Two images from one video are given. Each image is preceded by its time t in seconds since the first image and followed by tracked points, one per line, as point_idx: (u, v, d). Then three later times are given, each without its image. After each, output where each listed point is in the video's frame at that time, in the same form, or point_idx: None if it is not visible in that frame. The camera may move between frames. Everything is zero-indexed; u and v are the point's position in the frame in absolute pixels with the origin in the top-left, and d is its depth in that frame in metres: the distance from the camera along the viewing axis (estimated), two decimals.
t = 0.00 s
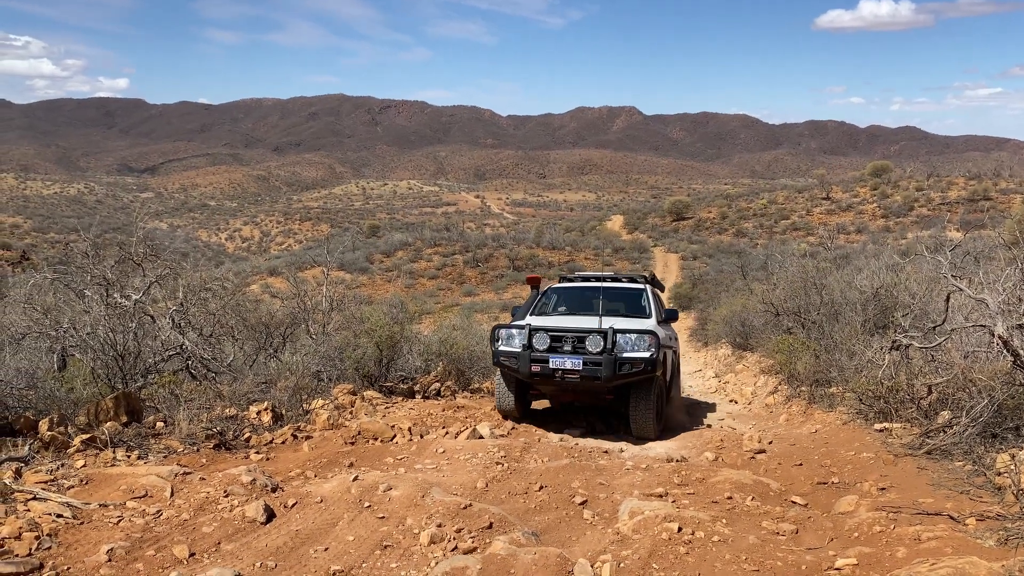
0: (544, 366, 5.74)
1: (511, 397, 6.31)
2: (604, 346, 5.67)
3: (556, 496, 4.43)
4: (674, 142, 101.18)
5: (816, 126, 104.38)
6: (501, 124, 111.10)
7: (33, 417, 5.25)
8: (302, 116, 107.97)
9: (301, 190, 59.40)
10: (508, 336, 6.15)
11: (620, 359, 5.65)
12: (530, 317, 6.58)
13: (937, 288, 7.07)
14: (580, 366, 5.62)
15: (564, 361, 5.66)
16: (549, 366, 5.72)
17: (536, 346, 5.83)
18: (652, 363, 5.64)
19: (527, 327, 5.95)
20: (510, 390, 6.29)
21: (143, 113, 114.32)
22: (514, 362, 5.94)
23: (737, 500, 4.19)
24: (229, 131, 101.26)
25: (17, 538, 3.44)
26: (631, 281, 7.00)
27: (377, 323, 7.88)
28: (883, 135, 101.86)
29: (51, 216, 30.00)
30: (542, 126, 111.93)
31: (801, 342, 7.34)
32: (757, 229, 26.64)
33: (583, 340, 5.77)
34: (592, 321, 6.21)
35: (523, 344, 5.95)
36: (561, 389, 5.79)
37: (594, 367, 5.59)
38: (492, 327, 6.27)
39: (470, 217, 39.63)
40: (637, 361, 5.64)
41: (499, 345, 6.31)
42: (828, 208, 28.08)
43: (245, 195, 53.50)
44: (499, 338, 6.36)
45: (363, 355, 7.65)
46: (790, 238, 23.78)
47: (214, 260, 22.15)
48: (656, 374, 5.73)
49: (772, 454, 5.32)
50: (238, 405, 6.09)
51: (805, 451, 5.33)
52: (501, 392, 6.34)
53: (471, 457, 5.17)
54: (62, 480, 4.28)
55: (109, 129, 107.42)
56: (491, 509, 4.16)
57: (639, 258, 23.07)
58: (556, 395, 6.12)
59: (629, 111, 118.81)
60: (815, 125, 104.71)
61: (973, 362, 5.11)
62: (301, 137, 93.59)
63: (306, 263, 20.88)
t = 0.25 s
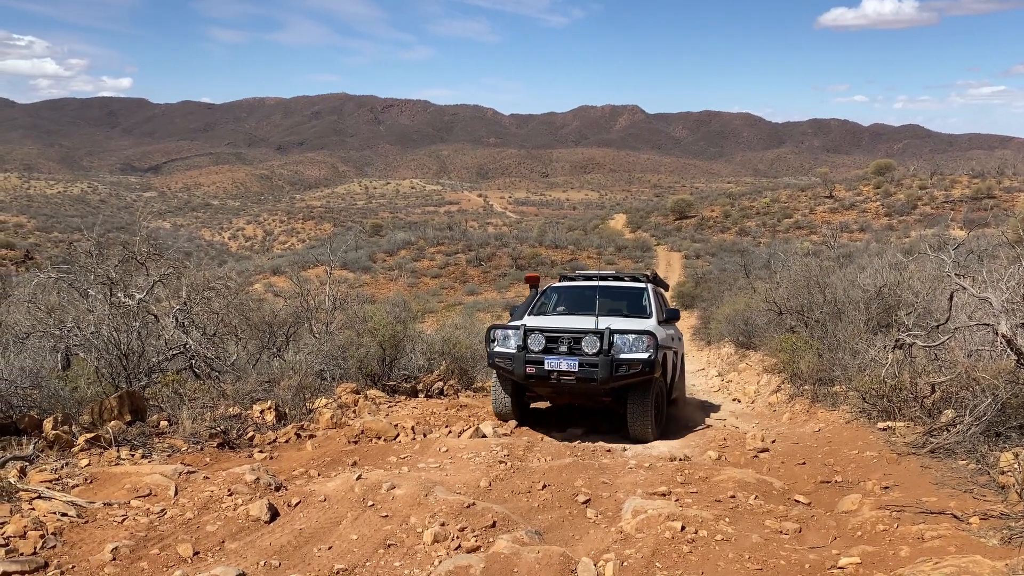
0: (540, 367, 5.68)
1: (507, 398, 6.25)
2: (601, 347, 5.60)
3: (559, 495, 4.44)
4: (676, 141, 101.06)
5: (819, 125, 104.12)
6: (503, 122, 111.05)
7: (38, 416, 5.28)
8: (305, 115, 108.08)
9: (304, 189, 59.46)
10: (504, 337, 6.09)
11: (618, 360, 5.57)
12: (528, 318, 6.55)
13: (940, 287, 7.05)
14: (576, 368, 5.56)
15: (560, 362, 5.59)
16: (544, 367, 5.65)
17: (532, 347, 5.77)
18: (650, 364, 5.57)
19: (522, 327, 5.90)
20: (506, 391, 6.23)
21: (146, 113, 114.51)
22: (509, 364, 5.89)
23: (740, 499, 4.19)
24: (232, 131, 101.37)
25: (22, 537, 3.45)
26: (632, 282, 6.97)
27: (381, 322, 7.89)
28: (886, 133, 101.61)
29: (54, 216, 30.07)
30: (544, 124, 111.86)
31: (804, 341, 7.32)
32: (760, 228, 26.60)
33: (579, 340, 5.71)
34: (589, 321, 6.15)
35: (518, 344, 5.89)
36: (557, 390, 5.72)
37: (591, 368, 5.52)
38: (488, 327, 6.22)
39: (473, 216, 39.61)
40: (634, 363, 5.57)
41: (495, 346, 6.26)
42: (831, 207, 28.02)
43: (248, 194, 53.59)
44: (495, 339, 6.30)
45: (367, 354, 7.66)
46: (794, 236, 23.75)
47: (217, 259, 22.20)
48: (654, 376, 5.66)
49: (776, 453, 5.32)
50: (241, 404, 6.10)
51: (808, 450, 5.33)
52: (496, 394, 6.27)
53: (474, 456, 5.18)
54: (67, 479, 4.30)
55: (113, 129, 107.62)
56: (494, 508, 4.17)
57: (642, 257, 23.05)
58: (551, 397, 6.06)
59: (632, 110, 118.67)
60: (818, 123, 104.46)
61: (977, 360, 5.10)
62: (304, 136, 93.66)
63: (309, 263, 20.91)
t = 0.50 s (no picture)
0: (531, 371, 5.62)
1: (499, 401, 6.17)
2: (594, 351, 5.53)
3: (564, 494, 4.44)
4: (680, 139, 100.88)
5: (823, 123, 103.85)
6: (506, 121, 111.01)
7: (43, 416, 5.31)
8: (308, 115, 108.16)
9: (307, 189, 59.53)
10: (496, 338, 6.02)
11: (612, 365, 5.52)
12: (522, 316, 6.47)
13: (945, 285, 7.03)
14: (568, 372, 5.50)
15: (552, 367, 5.54)
16: (536, 371, 5.60)
17: (523, 350, 5.70)
18: (645, 369, 5.51)
19: (514, 329, 5.83)
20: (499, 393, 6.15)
21: (150, 113, 114.71)
22: (501, 366, 5.83)
23: (744, 497, 4.19)
24: (236, 130, 101.49)
25: (28, 536, 3.47)
26: (631, 278, 6.87)
27: (384, 322, 7.90)
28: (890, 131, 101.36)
29: (59, 216, 30.12)
30: (547, 123, 111.77)
31: (808, 339, 7.31)
32: (764, 226, 26.55)
33: (572, 343, 5.64)
34: (584, 322, 6.07)
35: (509, 347, 5.83)
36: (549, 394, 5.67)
37: (584, 374, 5.47)
38: (480, 328, 6.15)
39: (476, 215, 39.60)
40: (629, 367, 5.51)
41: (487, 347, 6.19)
42: (835, 205, 27.95)
43: (251, 193, 53.67)
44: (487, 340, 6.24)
45: (371, 353, 7.66)
46: (797, 234, 23.70)
47: (221, 259, 22.23)
48: (649, 380, 5.60)
49: (779, 451, 5.31)
50: (245, 403, 6.12)
51: (812, 448, 5.32)
52: (489, 397, 6.21)
53: (478, 455, 5.18)
54: (72, 478, 4.32)
55: (116, 129, 107.84)
56: (498, 506, 4.17)
57: (646, 256, 23.04)
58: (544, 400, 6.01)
59: (635, 108, 118.50)
60: (822, 121, 104.17)
61: (981, 358, 5.09)
62: (308, 136, 93.76)
63: (313, 262, 20.92)
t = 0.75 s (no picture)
0: (523, 368, 5.59)
1: (492, 401, 6.13)
2: (587, 347, 5.47)
3: (567, 493, 4.45)
4: (682, 138, 100.79)
5: (826, 121, 103.69)
6: (509, 121, 111.00)
7: (47, 415, 5.33)
8: (310, 115, 108.25)
9: (310, 189, 59.59)
10: (489, 335, 6.00)
11: (605, 361, 5.45)
12: (517, 314, 6.44)
13: (947, 284, 7.02)
14: (561, 369, 5.46)
15: (544, 364, 5.50)
16: (527, 368, 5.56)
17: (515, 347, 5.67)
18: (640, 365, 5.43)
19: (505, 326, 5.80)
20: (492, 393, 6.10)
21: (152, 113, 114.92)
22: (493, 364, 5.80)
23: (747, 496, 4.19)
24: (238, 130, 101.61)
25: (33, 536, 3.49)
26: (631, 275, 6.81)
27: (387, 321, 7.90)
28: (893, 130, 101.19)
29: (62, 216, 30.19)
30: (550, 122, 111.75)
31: (810, 338, 7.30)
32: (767, 225, 26.53)
33: (564, 341, 5.59)
34: (578, 319, 6.02)
35: (502, 344, 5.80)
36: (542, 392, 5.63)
37: (576, 370, 5.42)
38: (472, 326, 6.13)
39: (478, 215, 39.63)
40: (622, 364, 5.43)
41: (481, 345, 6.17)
42: (838, 203, 27.91)
43: (254, 193, 53.75)
44: (480, 338, 6.21)
45: (374, 352, 7.66)
46: (800, 233, 23.68)
47: (225, 259, 22.27)
48: (645, 378, 5.52)
49: (782, 450, 5.31)
50: (249, 402, 6.13)
51: (815, 447, 5.31)
52: (483, 396, 6.17)
53: (481, 454, 5.18)
54: (76, 478, 4.33)
55: (119, 129, 108.04)
56: (501, 506, 4.18)
57: (648, 255, 23.03)
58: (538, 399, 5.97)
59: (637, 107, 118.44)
60: (824, 119, 104.01)
61: (984, 357, 5.09)
62: (310, 136, 93.87)
63: (315, 262, 20.95)
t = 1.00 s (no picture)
0: (516, 370, 5.52)
1: (486, 401, 6.07)
2: (581, 350, 5.38)
3: (570, 492, 4.45)
4: (685, 137, 100.66)
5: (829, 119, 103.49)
6: (511, 120, 110.96)
7: (51, 416, 5.34)
8: (313, 115, 108.33)
9: (313, 188, 59.65)
10: (482, 334, 5.91)
11: (600, 365, 5.37)
12: (512, 311, 6.35)
13: (951, 282, 7.00)
14: (554, 372, 5.38)
15: (537, 366, 5.42)
16: (520, 371, 5.49)
17: (508, 348, 5.58)
18: (636, 369, 5.35)
19: (498, 326, 5.70)
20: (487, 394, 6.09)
21: (155, 113, 115.11)
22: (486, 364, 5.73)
23: (750, 495, 4.19)
24: (241, 130, 101.72)
25: (37, 535, 3.50)
26: (631, 271, 6.69)
27: (390, 320, 7.91)
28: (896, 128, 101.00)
29: (65, 217, 30.24)
30: (552, 121, 111.72)
31: (814, 337, 7.28)
32: (769, 223, 26.49)
33: (559, 342, 5.50)
34: (574, 318, 5.92)
35: (495, 344, 5.71)
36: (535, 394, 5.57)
37: (570, 374, 5.34)
38: (465, 324, 6.03)
39: (481, 214, 39.64)
40: (618, 367, 5.36)
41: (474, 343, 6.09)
42: (841, 202, 27.85)
43: (257, 193, 53.82)
44: (474, 336, 6.13)
45: (377, 352, 7.66)
46: (803, 232, 23.62)
47: (228, 258, 22.29)
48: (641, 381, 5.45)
49: (785, 449, 5.29)
50: (252, 402, 6.14)
51: (818, 446, 5.31)
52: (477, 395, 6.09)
53: (483, 453, 5.18)
54: (80, 478, 4.35)
55: (122, 129, 108.22)
56: (504, 505, 4.17)
57: (651, 254, 23.00)
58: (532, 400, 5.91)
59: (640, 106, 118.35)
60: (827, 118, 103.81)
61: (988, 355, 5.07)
62: (313, 135, 93.94)
63: (318, 261, 20.96)
